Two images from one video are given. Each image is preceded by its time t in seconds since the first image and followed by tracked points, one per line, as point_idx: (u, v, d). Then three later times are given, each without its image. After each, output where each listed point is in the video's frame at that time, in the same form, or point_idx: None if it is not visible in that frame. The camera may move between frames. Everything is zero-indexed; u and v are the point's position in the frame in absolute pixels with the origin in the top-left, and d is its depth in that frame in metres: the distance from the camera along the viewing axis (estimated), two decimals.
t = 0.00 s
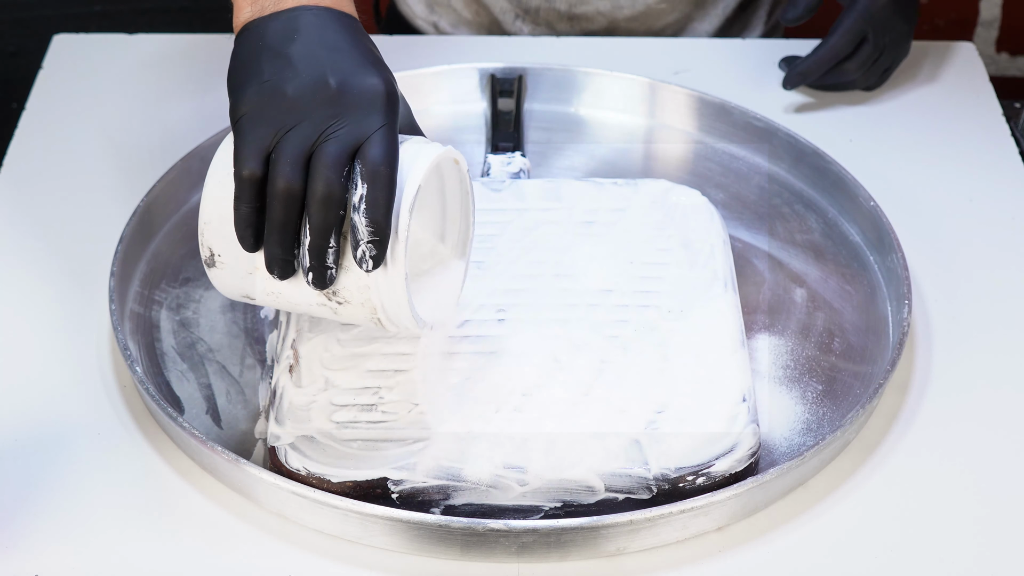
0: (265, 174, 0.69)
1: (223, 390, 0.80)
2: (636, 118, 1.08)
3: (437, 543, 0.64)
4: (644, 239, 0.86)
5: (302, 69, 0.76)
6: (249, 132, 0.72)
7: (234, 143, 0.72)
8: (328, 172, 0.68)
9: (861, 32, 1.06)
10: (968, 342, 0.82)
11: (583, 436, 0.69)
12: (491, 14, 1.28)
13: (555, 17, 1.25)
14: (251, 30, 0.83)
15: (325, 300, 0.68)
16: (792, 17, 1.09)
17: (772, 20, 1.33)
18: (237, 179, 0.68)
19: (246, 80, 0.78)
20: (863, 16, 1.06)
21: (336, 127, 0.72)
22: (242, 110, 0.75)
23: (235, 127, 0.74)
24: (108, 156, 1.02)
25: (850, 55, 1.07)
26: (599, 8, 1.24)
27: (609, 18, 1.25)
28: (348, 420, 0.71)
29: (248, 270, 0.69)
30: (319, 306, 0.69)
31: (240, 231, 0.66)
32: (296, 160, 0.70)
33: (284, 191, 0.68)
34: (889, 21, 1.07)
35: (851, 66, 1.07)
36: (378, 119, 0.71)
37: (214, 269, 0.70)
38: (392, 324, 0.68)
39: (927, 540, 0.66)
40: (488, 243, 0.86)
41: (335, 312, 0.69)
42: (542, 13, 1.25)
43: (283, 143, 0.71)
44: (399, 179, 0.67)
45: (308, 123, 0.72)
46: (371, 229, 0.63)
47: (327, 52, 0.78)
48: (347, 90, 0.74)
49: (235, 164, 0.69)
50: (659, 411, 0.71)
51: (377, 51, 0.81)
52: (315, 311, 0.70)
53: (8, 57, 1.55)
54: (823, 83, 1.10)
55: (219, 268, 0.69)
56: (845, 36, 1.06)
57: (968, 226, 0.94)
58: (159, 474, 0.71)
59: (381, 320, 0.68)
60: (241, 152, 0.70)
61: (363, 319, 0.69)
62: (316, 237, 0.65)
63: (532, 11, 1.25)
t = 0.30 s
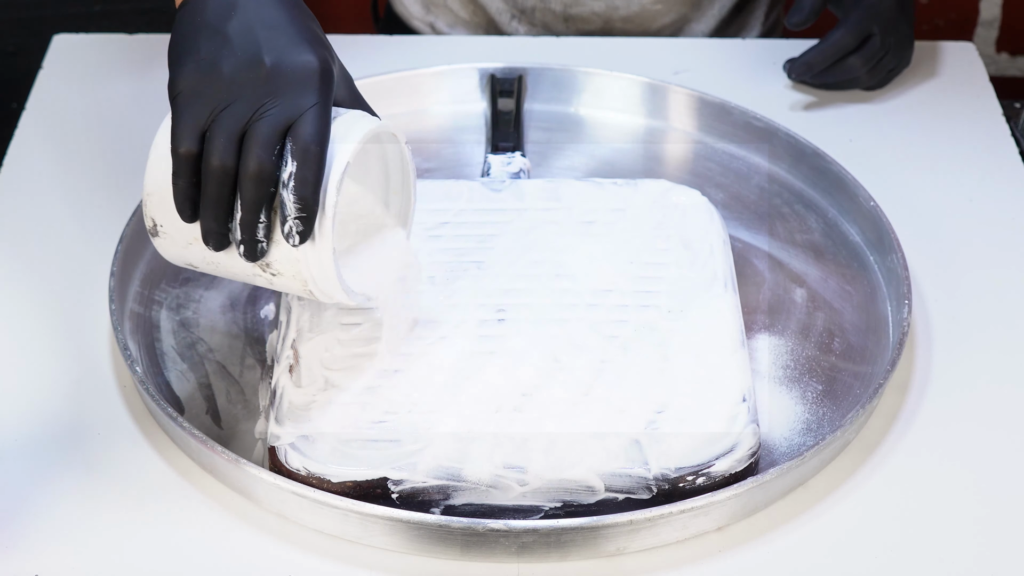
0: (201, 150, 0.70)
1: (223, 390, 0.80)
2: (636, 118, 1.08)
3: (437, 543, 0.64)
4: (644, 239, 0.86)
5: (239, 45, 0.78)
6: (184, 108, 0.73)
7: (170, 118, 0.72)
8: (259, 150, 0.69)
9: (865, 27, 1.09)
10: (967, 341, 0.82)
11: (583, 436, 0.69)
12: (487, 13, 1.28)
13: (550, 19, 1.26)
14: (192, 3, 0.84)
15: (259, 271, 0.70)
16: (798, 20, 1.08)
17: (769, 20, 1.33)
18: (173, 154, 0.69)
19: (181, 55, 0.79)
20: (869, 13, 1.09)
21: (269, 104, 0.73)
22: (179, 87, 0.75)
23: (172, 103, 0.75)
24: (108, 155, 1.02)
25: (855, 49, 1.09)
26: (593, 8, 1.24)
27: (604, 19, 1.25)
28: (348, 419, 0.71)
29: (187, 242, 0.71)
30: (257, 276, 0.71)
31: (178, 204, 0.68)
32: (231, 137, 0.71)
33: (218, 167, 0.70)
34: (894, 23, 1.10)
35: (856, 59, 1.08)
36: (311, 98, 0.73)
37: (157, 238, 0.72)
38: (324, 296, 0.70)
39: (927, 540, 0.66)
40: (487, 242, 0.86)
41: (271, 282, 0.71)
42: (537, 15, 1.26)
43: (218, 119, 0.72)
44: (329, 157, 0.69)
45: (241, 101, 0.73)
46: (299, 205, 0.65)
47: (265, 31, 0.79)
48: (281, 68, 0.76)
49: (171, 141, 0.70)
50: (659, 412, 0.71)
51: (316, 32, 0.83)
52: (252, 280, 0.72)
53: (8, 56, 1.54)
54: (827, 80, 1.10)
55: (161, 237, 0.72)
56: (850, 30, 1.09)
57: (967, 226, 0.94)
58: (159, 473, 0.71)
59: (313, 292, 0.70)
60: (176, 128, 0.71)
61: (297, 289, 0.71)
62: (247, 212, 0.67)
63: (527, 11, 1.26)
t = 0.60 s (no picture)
0: (153, 129, 0.70)
1: (223, 390, 0.80)
2: (636, 118, 1.08)
3: (437, 543, 0.64)
4: (644, 239, 0.86)
5: (197, 32, 0.79)
6: (139, 88, 0.73)
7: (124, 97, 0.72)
8: (210, 132, 0.69)
9: (862, 25, 1.09)
10: (967, 341, 0.82)
11: (584, 436, 0.69)
12: (484, 15, 1.28)
13: (547, 19, 1.26)
14: None
15: (203, 260, 0.69)
16: (795, 21, 1.08)
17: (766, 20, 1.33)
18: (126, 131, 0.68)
19: (143, 41, 0.79)
20: (867, 10, 1.09)
21: (223, 88, 0.73)
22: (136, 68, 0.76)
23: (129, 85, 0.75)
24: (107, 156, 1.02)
25: (852, 47, 1.09)
26: (589, 8, 1.24)
27: (600, 19, 1.25)
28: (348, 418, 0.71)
29: (131, 228, 0.69)
30: (198, 267, 0.70)
31: (126, 181, 0.66)
32: (183, 117, 0.70)
33: (168, 148, 0.69)
34: (892, 21, 1.10)
35: (853, 57, 1.08)
36: (265, 83, 0.73)
37: (100, 223, 0.70)
38: (266, 291, 0.68)
39: (927, 540, 0.66)
40: (487, 242, 0.87)
41: (213, 274, 0.69)
42: (533, 15, 1.26)
43: (172, 100, 0.72)
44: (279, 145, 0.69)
45: (199, 82, 0.73)
46: (247, 189, 0.64)
47: (223, 21, 0.81)
48: (238, 54, 0.77)
49: (124, 118, 0.70)
50: (660, 412, 0.71)
51: (276, 24, 0.85)
52: (194, 272, 0.71)
53: (8, 57, 1.54)
54: (825, 79, 1.10)
55: (106, 221, 0.70)
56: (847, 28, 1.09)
57: (968, 226, 0.94)
58: (159, 473, 0.71)
59: (255, 286, 0.69)
60: (130, 104, 0.71)
61: (239, 283, 0.69)
62: (194, 195, 0.66)
63: (523, 11, 1.26)
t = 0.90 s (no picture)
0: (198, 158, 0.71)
1: (223, 390, 0.80)
2: (636, 118, 1.08)
3: (437, 543, 0.64)
4: (644, 239, 0.86)
5: (228, 53, 0.79)
6: (176, 116, 0.73)
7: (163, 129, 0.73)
8: (255, 159, 0.71)
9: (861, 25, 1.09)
10: (968, 342, 0.82)
11: (583, 436, 0.69)
12: (479, 14, 1.28)
13: (544, 19, 1.26)
14: (179, 16, 0.84)
15: (260, 279, 0.71)
16: (794, 22, 1.09)
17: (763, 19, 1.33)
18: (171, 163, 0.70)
19: (172, 64, 0.79)
20: (866, 10, 1.09)
21: (263, 112, 0.74)
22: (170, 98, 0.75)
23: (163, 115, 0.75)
24: (106, 157, 1.02)
25: (852, 46, 1.09)
26: (585, 8, 1.24)
27: (598, 19, 1.25)
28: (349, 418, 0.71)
29: (185, 253, 0.71)
30: (257, 287, 0.72)
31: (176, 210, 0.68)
32: (226, 145, 0.72)
33: (215, 177, 0.70)
34: (891, 20, 1.10)
35: (852, 57, 1.08)
36: (303, 105, 0.74)
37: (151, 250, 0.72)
38: (325, 302, 0.71)
39: (927, 540, 0.66)
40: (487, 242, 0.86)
41: (271, 292, 0.71)
42: (530, 14, 1.26)
43: (212, 129, 0.73)
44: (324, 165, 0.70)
45: (236, 107, 0.74)
46: (300, 213, 0.66)
47: (253, 39, 0.80)
48: (271, 74, 0.77)
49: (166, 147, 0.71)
50: (659, 411, 0.71)
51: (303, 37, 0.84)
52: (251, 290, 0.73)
53: (8, 57, 1.54)
54: (825, 79, 1.10)
55: (158, 248, 0.71)
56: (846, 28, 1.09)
57: (968, 226, 0.94)
58: (159, 473, 0.71)
59: (315, 299, 0.71)
60: (169, 134, 0.72)
61: (298, 298, 0.71)
62: (246, 221, 0.68)
63: (520, 12, 1.26)
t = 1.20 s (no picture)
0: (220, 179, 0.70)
1: (223, 390, 0.80)
2: (636, 118, 1.08)
3: (437, 543, 0.64)
4: (644, 239, 0.86)
5: (260, 75, 0.76)
6: (205, 138, 0.72)
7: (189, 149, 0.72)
8: (278, 179, 0.68)
9: (863, 23, 1.09)
10: (968, 342, 0.82)
11: (583, 436, 0.69)
12: (478, 14, 1.28)
13: (543, 19, 1.26)
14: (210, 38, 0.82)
15: (273, 309, 0.68)
16: (796, 21, 1.08)
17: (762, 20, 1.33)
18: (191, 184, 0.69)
19: (203, 85, 0.78)
20: (868, 9, 1.09)
21: (290, 134, 0.72)
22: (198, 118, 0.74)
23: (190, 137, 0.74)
24: (105, 156, 1.02)
25: (853, 45, 1.09)
26: (584, 8, 1.24)
27: (597, 19, 1.25)
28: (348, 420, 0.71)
29: (198, 282, 0.69)
30: (269, 317, 0.69)
31: (193, 234, 0.66)
32: (250, 166, 0.70)
33: (235, 199, 0.69)
34: (893, 19, 1.10)
35: (854, 56, 1.08)
36: (331, 127, 0.72)
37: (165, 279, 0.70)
38: (338, 336, 0.68)
39: (927, 540, 0.66)
40: (487, 243, 0.86)
41: (283, 323, 0.68)
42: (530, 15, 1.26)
43: (238, 149, 0.71)
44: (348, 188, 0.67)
45: (264, 128, 0.73)
46: (318, 236, 0.63)
47: (286, 60, 0.78)
48: (303, 95, 0.75)
49: (190, 169, 0.70)
50: (660, 411, 0.71)
51: (337, 59, 0.81)
52: (263, 324, 0.70)
53: (8, 56, 1.53)
54: (825, 78, 1.10)
55: (170, 276, 0.69)
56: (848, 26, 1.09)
57: (968, 226, 0.94)
58: (159, 473, 0.71)
59: (327, 332, 0.68)
60: (195, 156, 0.71)
61: (311, 331, 0.68)
62: (263, 244, 0.66)
63: (520, 12, 1.26)
